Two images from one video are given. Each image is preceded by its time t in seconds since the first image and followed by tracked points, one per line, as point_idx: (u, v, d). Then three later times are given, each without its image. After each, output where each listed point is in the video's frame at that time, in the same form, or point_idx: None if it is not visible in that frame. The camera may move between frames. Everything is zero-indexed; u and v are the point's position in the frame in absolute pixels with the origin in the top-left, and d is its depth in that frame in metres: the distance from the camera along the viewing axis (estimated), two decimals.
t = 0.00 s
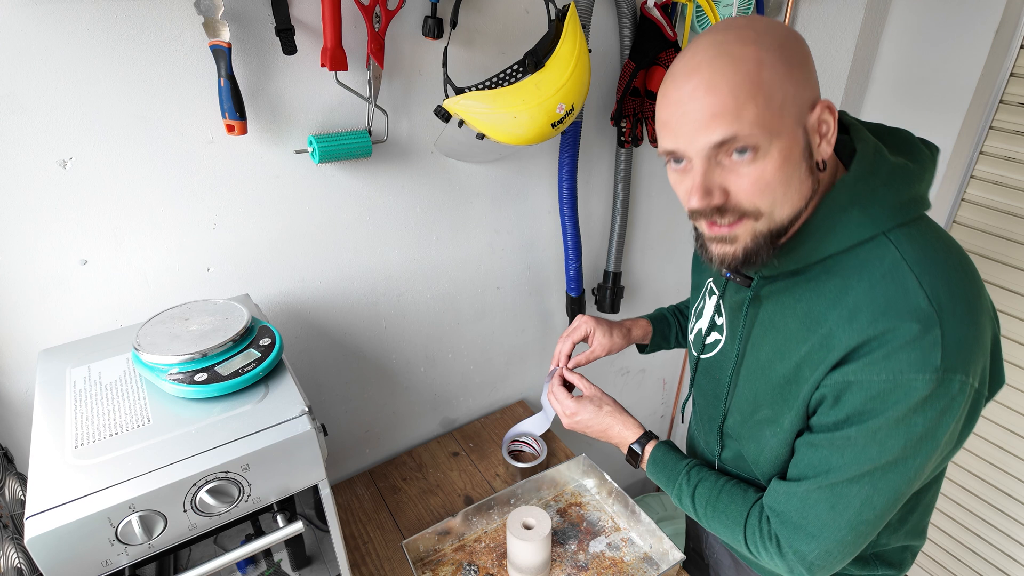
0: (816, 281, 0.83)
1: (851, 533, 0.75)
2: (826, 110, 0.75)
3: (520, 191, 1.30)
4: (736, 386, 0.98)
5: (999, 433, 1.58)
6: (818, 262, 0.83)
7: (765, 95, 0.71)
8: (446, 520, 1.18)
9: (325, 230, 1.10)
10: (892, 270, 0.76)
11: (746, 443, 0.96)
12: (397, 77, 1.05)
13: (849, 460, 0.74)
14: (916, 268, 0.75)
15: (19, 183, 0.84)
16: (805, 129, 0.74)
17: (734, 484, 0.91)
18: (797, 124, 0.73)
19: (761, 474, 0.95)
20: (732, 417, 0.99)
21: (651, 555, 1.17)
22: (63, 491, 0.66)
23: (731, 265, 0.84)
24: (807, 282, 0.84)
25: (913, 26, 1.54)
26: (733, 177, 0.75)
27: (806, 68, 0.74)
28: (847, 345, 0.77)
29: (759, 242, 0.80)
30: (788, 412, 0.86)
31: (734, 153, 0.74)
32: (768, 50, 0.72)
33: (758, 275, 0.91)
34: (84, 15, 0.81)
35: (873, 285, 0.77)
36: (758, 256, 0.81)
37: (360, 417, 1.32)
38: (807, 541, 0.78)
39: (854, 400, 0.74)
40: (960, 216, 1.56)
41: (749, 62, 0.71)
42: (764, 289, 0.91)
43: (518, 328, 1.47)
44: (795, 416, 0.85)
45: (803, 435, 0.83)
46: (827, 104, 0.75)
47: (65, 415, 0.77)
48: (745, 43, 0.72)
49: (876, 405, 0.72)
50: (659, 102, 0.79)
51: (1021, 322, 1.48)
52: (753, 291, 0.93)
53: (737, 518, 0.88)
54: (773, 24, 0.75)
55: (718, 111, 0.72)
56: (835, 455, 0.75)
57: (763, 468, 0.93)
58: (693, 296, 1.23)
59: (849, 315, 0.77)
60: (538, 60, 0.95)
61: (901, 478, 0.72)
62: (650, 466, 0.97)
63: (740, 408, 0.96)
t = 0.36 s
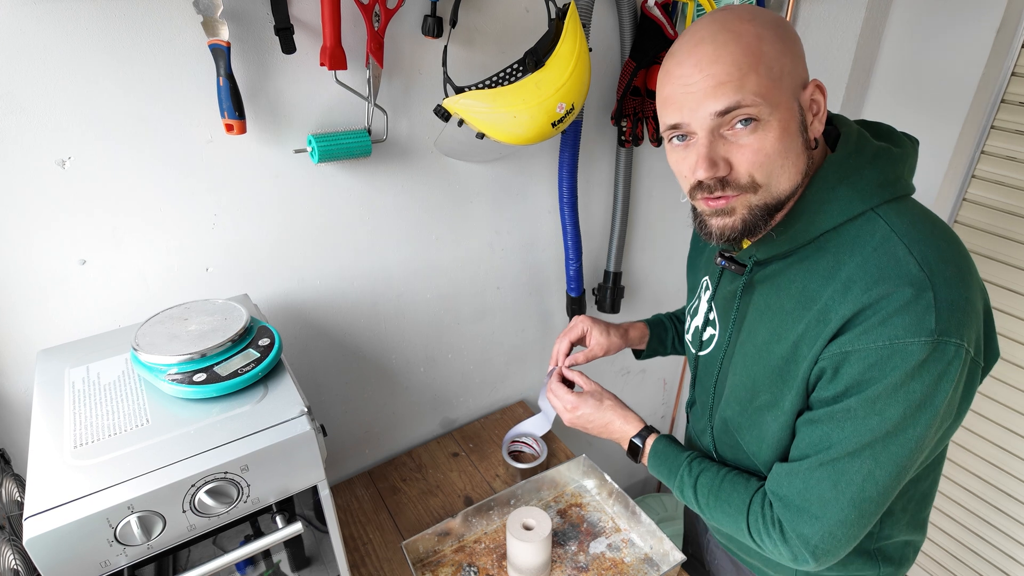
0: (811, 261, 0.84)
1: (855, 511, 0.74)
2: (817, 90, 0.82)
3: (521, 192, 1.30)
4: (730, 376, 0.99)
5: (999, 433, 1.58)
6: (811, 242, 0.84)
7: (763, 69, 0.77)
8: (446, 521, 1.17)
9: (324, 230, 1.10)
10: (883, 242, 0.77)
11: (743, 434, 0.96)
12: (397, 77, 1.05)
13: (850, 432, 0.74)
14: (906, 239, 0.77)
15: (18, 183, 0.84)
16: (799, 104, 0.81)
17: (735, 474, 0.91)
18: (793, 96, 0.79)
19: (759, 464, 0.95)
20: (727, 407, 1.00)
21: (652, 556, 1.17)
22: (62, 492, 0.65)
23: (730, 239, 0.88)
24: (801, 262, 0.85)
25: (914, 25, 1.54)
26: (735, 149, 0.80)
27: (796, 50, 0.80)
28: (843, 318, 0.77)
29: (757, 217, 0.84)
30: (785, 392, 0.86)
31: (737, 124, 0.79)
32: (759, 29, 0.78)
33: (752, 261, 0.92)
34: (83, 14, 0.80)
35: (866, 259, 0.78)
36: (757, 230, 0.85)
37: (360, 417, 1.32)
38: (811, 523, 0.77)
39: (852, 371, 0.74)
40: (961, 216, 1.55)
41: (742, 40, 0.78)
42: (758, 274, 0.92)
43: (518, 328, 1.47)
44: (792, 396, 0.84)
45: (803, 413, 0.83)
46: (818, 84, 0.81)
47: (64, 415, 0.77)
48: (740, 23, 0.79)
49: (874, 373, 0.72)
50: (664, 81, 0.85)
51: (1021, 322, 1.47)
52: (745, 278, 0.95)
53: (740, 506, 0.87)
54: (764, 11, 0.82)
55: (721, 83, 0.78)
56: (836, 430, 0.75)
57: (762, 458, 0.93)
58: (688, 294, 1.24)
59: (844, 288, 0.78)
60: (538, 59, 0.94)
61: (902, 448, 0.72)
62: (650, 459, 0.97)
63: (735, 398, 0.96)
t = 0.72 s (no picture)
0: (817, 268, 0.84)
1: (856, 518, 0.74)
2: (768, 137, 0.73)
3: (521, 192, 1.30)
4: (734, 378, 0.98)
5: (999, 433, 1.58)
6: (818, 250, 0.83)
7: (682, 138, 0.73)
8: (446, 521, 1.17)
9: (324, 230, 1.10)
10: (892, 254, 0.77)
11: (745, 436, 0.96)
12: (397, 77, 1.05)
13: (853, 442, 0.74)
14: (915, 250, 0.76)
15: (18, 183, 0.84)
16: (740, 160, 0.74)
17: (736, 476, 0.91)
18: (727, 156, 0.74)
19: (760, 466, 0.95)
20: (730, 409, 0.99)
21: (652, 556, 1.17)
22: (62, 491, 0.65)
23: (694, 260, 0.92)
24: (807, 269, 0.85)
25: (914, 25, 1.54)
26: (674, 203, 0.81)
27: (748, 96, 0.71)
28: (849, 328, 0.77)
29: (708, 251, 0.86)
30: (789, 398, 0.86)
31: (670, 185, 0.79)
32: (709, 94, 0.71)
33: (759, 267, 0.91)
34: (83, 14, 0.80)
35: (874, 270, 0.77)
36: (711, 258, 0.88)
37: (360, 417, 1.32)
38: (811, 528, 0.77)
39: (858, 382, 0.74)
40: (961, 216, 1.56)
41: (683, 104, 0.73)
42: (764, 279, 0.92)
43: (518, 328, 1.46)
44: (796, 403, 0.84)
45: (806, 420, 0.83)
46: (767, 134, 0.73)
47: (64, 415, 0.77)
48: (710, 75, 0.72)
49: (879, 385, 0.72)
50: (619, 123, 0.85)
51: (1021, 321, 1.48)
52: (753, 283, 0.93)
53: (741, 509, 0.87)
54: (744, 61, 0.72)
55: (643, 152, 0.78)
56: (839, 439, 0.75)
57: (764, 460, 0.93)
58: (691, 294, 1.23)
59: (850, 298, 0.78)
60: (538, 59, 0.94)
61: (904, 459, 0.72)
62: (651, 460, 0.97)
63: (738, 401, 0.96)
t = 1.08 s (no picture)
0: (817, 274, 0.84)
1: (854, 526, 0.75)
2: (725, 167, 0.77)
3: (520, 192, 1.30)
4: (736, 382, 0.98)
5: (999, 433, 1.58)
6: (820, 256, 0.83)
7: (645, 169, 0.81)
8: (446, 521, 1.17)
9: (324, 230, 1.10)
10: (893, 263, 0.77)
11: (745, 440, 0.96)
12: (397, 77, 1.05)
13: (852, 451, 0.74)
14: (917, 260, 0.76)
15: (18, 183, 0.84)
16: (703, 187, 0.79)
17: (735, 481, 0.91)
18: (689, 183, 0.80)
19: (759, 470, 0.95)
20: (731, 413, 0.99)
21: (652, 556, 1.17)
22: (62, 491, 0.65)
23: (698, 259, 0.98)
24: (808, 276, 0.85)
25: (914, 25, 1.54)
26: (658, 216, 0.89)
27: (702, 130, 0.75)
28: (849, 338, 0.77)
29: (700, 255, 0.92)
30: (788, 405, 0.86)
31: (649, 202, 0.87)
32: (670, 124, 0.76)
33: (762, 271, 0.91)
34: (82, 14, 0.80)
35: (874, 280, 0.77)
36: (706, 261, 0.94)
37: (360, 418, 1.32)
38: (810, 535, 0.77)
39: (856, 392, 0.74)
40: (961, 216, 1.56)
41: (648, 134, 0.78)
42: (766, 283, 0.92)
43: (518, 328, 1.46)
44: (795, 410, 0.84)
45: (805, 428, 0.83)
46: (722, 165, 0.76)
47: (64, 415, 0.77)
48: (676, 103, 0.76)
49: (878, 396, 0.72)
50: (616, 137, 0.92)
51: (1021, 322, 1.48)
52: (755, 286, 0.93)
53: (740, 515, 0.87)
54: (702, 94, 0.75)
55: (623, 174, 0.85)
56: (838, 448, 0.75)
57: (764, 465, 0.93)
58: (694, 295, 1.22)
59: (851, 307, 0.78)
60: (538, 59, 0.94)
61: (902, 469, 0.72)
62: (650, 466, 0.97)
63: (740, 405, 0.96)
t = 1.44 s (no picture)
0: (817, 275, 0.84)
1: (856, 528, 0.75)
2: (725, 166, 0.77)
3: (520, 191, 1.30)
4: (737, 384, 0.98)
5: (999, 433, 1.58)
6: (820, 257, 0.83)
7: (643, 172, 0.81)
8: (446, 521, 1.17)
9: (324, 230, 1.10)
10: (893, 263, 0.77)
11: (746, 442, 0.96)
12: (397, 77, 1.05)
13: (853, 453, 0.74)
14: (918, 260, 0.76)
15: (18, 183, 0.84)
16: (702, 187, 0.79)
17: (736, 483, 0.91)
18: (689, 184, 0.80)
19: (760, 472, 0.95)
20: (732, 414, 1.00)
21: (652, 556, 1.17)
22: (62, 491, 0.65)
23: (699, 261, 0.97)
24: (809, 276, 0.85)
25: (915, 25, 1.54)
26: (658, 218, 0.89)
27: (699, 131, 0.75)
28: (849, 339, 0.77)
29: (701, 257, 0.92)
30: (788, 406, 0.86)
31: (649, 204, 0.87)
32: (667, 126, 0.76)
33: (762, 271, 0.91)
34: (82, 14, 0.80)
35: (874, 280, 0.77)
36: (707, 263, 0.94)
37: (359, 418, 1.32)
38: (811, 537, 0.77)
39: (857, 393, 0.74)
40: (961, 216, 1.56)
41: (646, 136, 0.78)
42: (766, 284, 0.92)
43: (518, 328, 1.46)
44: (795, 411, 0.85)
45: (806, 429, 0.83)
46: (721, 164, 0.76)
47: (64, 415, 0.77)
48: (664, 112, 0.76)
49: (878, 396, 0.72)
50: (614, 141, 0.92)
51: (1022, 322, 1.47)
52: (755, 287, 0.93)
53: (741, 517, 0.87)
54: (698, 95, 0.75)
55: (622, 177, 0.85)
56: (839, 449, 0.75)
57: (765, 467, 0.93)
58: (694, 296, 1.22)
59: (851, 307, 0.78)
60: (538, 59, 0.94)
61: (903, 470, 0.72)
62: (650, 467, 0.97)
63: (741, 407, 0.97)
